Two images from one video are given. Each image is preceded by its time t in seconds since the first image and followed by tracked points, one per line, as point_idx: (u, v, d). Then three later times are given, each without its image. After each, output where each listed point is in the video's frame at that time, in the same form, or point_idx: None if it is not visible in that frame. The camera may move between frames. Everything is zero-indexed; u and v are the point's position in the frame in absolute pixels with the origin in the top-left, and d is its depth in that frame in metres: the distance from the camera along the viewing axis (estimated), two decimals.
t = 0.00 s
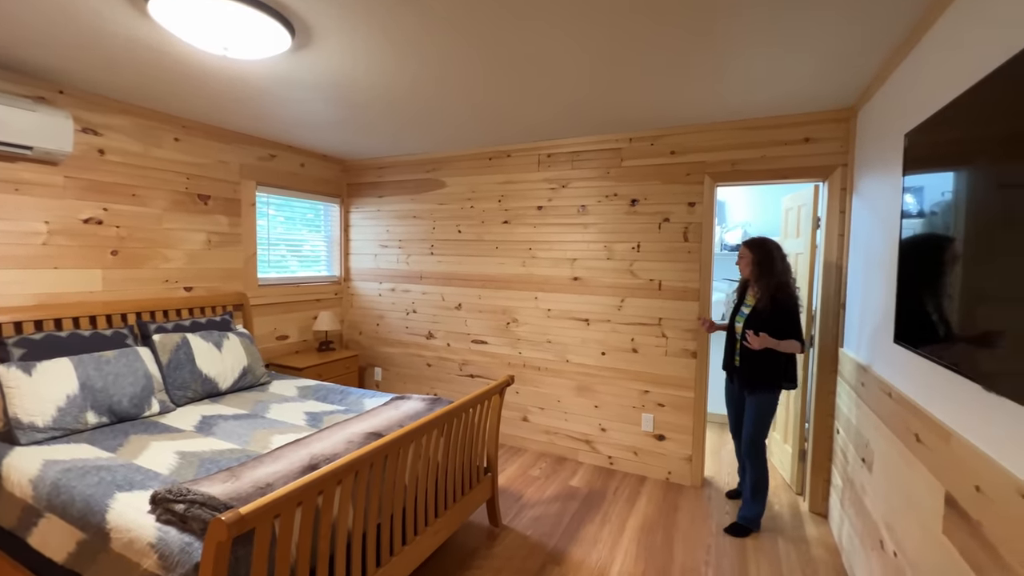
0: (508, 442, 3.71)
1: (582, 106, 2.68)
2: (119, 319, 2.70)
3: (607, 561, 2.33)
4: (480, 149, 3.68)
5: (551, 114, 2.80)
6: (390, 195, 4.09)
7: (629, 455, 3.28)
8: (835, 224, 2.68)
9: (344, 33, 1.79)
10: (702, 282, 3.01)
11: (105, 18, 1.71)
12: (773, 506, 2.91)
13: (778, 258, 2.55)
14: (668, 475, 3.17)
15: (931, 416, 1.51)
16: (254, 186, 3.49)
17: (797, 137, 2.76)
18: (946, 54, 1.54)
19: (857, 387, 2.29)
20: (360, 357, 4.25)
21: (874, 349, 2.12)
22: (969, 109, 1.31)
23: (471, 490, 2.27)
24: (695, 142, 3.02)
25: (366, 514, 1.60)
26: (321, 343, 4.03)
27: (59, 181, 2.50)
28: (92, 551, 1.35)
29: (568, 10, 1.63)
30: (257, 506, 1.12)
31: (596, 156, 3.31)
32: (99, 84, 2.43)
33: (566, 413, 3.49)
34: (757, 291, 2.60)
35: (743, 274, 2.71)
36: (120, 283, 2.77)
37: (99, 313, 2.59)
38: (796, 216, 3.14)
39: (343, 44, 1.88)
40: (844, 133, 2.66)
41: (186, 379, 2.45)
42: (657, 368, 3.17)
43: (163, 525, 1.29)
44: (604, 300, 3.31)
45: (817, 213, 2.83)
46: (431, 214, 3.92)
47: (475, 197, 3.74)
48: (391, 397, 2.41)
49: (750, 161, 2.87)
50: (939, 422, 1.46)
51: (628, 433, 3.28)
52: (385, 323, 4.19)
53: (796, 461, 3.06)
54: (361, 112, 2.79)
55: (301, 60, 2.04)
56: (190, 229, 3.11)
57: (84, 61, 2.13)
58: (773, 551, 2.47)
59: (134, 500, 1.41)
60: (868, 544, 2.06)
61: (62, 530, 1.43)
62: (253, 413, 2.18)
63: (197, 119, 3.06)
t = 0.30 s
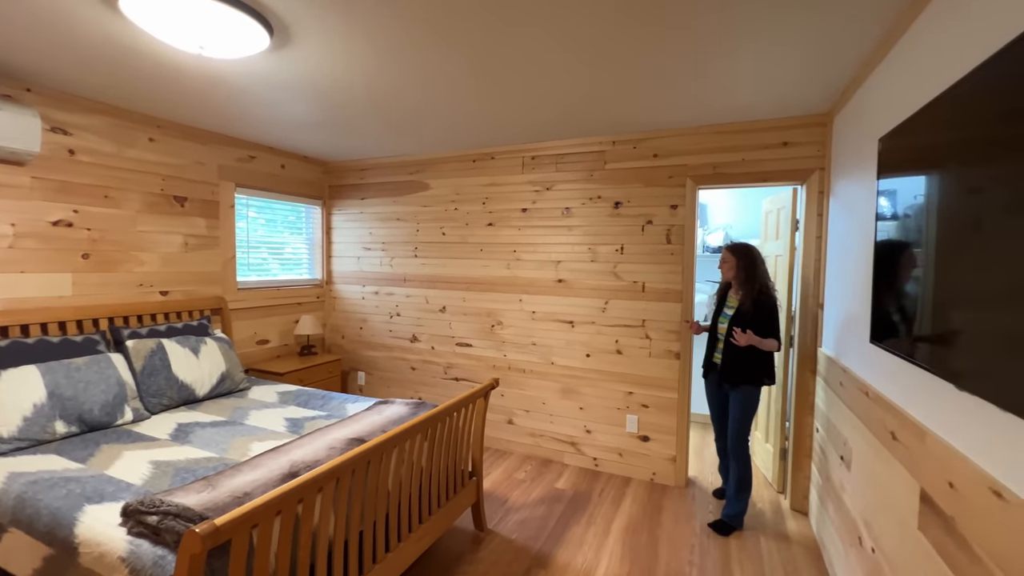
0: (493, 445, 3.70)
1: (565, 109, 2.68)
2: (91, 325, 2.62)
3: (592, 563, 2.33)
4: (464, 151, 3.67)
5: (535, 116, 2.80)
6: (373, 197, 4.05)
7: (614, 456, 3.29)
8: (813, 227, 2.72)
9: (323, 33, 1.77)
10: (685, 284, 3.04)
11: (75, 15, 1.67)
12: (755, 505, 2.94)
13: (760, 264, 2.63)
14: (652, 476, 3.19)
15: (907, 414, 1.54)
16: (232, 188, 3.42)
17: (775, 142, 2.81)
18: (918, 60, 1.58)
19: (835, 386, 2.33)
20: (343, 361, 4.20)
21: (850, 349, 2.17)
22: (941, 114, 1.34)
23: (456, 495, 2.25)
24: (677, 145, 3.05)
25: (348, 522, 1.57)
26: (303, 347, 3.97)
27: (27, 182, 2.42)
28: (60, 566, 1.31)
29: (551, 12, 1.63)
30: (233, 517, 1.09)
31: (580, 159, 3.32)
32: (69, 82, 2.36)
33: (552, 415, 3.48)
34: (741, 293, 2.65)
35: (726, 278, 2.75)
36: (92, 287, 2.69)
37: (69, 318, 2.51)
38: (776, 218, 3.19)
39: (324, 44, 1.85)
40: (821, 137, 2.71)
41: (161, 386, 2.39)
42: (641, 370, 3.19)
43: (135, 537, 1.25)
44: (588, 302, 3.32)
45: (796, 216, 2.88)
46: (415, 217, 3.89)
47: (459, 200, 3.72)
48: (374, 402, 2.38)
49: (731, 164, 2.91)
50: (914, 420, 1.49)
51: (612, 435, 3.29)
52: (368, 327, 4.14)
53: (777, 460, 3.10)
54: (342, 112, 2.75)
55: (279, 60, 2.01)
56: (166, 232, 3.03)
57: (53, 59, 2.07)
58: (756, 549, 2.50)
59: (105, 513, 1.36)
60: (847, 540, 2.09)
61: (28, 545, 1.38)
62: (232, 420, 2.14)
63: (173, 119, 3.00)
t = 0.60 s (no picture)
0: (478, 449, 3.68)
1: (548, 113, 2.69)
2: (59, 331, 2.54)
3: (577, 566, 2.32)
4: (447, 154, 3.65)
5: (517, 119, 2.80)
6: (355, 200, 4.01)
7: (599, 459, 3.29)
8: (791, 230, 2.77)
9: (302, 33, 1.75)
10: (667, 286, 3.06)
11: (42, 11, 1.62)
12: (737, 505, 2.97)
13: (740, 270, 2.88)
14: (636, 478, 3.20)
15: (881, 414, 1.57)
16: (210, 190, 3.36)
17: (754, 146, 2.85)
18: (889, 67, 1.62)
19: (813, 386, 2.38)
20: (325, 366, 4.14)
21: (827, 349, 2.21)
22: (913, 119, 1.37)
23: (439, 500, 2.23)
24: (658, 149, 3.08)
25: (327, 531, 1.54)
26: (283, 352, 3.91)
27: None
28: None
29: (533, 14, 1.63)
30: (206, 529, 1.06)
31: (564, 162, 3.33)
32: (36, 80, 2.29)
33: (536, 418, 3.48)
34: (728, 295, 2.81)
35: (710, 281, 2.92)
36: (61, 292, 2.61)
37: (36, 325, 2.43)
38: (755, 222, 3.24)
39: (303, 44, 1.83)
40: (798, 142, 2.76)
41: (134, 394, 2.32)
42: (625, 372, 3.20)
43: (103, 552, 1.21)
44: (572, 304, 3.33)
45: (774, 219, 2.92)
46: (398, 219, 3.86)
47: (443, 203, 3.70)
48: (356, 408, 2.35)
49: (712, 168, 2.94)
50: (888, 419, 1.52)
51: (597, 437, 3.30)
52: (350, 331, 4.09)
53: (758, 460, 3.13)
54: (323, 114, 2.72)
55: (257, 60, 1.98)
56: (140, 235, 2.96)
57: (18, 55, 2.00)
58: (738, 549, 2.52)
59: (71, 526, 1.31)
60: (825, 538, 2.12)
61: None
62: (208, 428, 2.08)
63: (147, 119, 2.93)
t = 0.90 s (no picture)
0: (462, 453, 3.65)
1: (531, 116, 2.70)
2: (28, 337, 2.46)
3: (561, 570, 2.32)
4: (431, 157, 3.64)
5: (501, 123, 2.80)
6: (338, 203, 3.97)
7: (583, 462, 3.30)
8: (770, 233, 2.81)
9: (281, 34, 1.74)
10: (650, 289, 3.09)
11: (7, 8, 1.57)
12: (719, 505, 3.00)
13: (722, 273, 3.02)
14: (620, 480, 3.21)
15: (857, 414, 1.60)
16: (187, 192, 3.29)
17: (734, 151, 2.89)
18: (862, 74, 1.66)
19: (792, 387, 2.41)
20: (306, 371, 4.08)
21: (805, 350, 2.25)
22: (886, 125, 1.41)
23: (422, 506, 2.21)
24: (640, 154, 3.11)
25: (306, 540, 1.51)
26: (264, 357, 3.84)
27: None
28: None
29: (514, 16, 1.63)
30: (176, 541, 1.03)
31: (547, 166, 3.34)
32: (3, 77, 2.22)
33: (521, 422, 3.47)
34: (712, 297, 2.95)
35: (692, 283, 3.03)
36: (30, 296, 2.53)
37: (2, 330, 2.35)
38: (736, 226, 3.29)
39: (282, 44, 1.80)
40: (777, 148, 2.81)
41: (106, 402, 2.26)
42: (609, 375, 3.21)
43: (68, 567, 1.17)
44: (556, 308, 3.33)
45: (754, 223, 2.97)
46: (381, 222, 3.83)
47: (427, 206, 3.68)
48: (337, 413, 2.32)
49: (693, 173, 2.98)
50: (863, 419, 1.55)
51: (581, 440, 3.31)
52: (333, 335, 4.04)
53: (740, 461, 3.17)
54: (305, 116, 2.70)
55: (235, 60, 1.95)
56: (114, 237, 2.89)
57: None
58: (720, 550, 2.54)
59: (36, 540, 1.27)
60: (804, 537, 2.15)
61: None
62: (184, 436, 2.04)
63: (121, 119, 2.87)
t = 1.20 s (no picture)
0: (447, 457, 3.63)
1: (515, 119, 2.69)
2: None
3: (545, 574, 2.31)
4: (415, 159, 3.61)
5: (484, 125, 2.80)
6: (321, 204, 3.92)
7: (568, 464, 3.30)
8: (751, 236, 2.85)
9: (259, 34, 1.71)
10: (634, 291, 3.11)
11: None
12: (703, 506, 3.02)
13: (703, 274, 3.07)
14: (605, 482, 3.22)
15: (835, 414, 1.62)
16: (165, 193, 3.23)
17: (717, 155, 2.93)
18: (839, 79, 1.69)
19: (773, 388, 2.45)
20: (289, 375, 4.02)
21: (785, 351, 2.28)
22: (863, 129, 1.43)
23: (405, 511, 2.19)
24: (624, 157, 3.13)
25: (284, 548, 1.49)
26: (245, 361, 3.78)
27: None
28: None
29: (495, 18, 1.63)
30: (146, 552, 1.00)
31: (532, 168, 3.34)
32: None
33: (506, 424, 3.46)
34: (695, 299, 2.99)
35: (676, 285, 3.05)
36: None
37: None
38: (719, 228, 3.33)
39: (260, 44, 1.78)
40: (758, 151, 2.85)
41: (77, 409, 2.19)
42: (593, 376, 3.22)
43: None
44: (541, 310, 3.34)
45: (736, 225, 3.01)
46: (365, 224, 3.79)
47: (411, 207, 3.66)
48: (319, 418, 2.29)
49: (676, 176, 3.01)
50: (840, 419, 1.57)
51: (566, 442, 3.31)
52: (316, 339, 3.99)
53: (723, 461, 3.20)
54: (286, 117, 2.66)
55: (212, 59, 1.92)
56: (87, 239, 2.82)
57: None
58: (703, 550, 2.55)
59: None
60: (785, 536, 2.17)
61: None
62: (159, 443, 1.99)
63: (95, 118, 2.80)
